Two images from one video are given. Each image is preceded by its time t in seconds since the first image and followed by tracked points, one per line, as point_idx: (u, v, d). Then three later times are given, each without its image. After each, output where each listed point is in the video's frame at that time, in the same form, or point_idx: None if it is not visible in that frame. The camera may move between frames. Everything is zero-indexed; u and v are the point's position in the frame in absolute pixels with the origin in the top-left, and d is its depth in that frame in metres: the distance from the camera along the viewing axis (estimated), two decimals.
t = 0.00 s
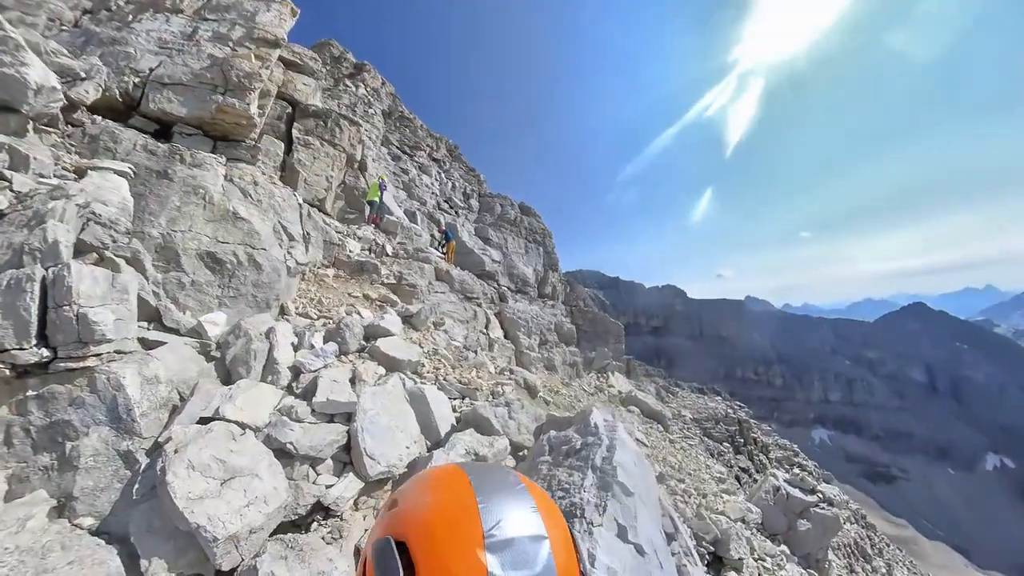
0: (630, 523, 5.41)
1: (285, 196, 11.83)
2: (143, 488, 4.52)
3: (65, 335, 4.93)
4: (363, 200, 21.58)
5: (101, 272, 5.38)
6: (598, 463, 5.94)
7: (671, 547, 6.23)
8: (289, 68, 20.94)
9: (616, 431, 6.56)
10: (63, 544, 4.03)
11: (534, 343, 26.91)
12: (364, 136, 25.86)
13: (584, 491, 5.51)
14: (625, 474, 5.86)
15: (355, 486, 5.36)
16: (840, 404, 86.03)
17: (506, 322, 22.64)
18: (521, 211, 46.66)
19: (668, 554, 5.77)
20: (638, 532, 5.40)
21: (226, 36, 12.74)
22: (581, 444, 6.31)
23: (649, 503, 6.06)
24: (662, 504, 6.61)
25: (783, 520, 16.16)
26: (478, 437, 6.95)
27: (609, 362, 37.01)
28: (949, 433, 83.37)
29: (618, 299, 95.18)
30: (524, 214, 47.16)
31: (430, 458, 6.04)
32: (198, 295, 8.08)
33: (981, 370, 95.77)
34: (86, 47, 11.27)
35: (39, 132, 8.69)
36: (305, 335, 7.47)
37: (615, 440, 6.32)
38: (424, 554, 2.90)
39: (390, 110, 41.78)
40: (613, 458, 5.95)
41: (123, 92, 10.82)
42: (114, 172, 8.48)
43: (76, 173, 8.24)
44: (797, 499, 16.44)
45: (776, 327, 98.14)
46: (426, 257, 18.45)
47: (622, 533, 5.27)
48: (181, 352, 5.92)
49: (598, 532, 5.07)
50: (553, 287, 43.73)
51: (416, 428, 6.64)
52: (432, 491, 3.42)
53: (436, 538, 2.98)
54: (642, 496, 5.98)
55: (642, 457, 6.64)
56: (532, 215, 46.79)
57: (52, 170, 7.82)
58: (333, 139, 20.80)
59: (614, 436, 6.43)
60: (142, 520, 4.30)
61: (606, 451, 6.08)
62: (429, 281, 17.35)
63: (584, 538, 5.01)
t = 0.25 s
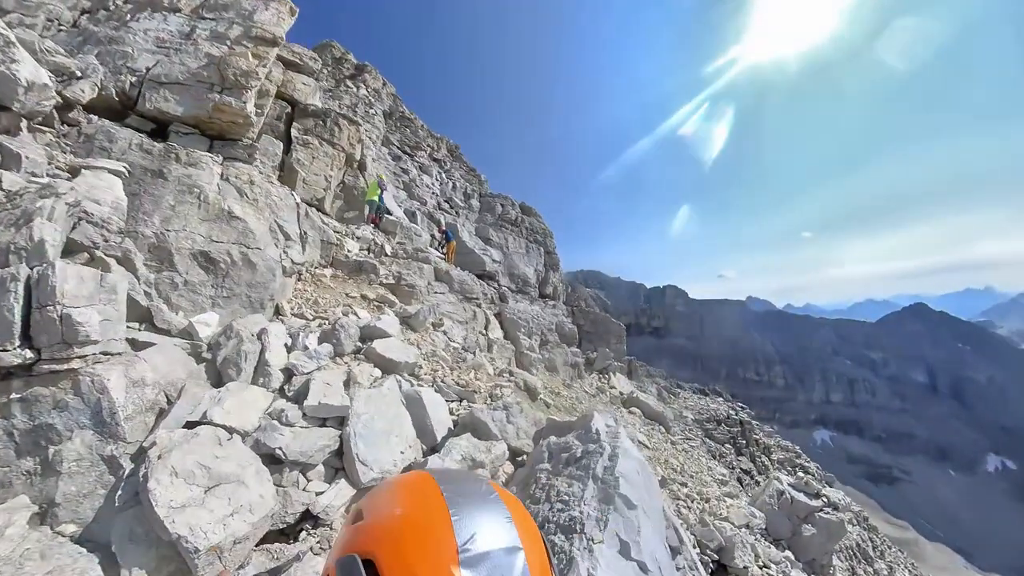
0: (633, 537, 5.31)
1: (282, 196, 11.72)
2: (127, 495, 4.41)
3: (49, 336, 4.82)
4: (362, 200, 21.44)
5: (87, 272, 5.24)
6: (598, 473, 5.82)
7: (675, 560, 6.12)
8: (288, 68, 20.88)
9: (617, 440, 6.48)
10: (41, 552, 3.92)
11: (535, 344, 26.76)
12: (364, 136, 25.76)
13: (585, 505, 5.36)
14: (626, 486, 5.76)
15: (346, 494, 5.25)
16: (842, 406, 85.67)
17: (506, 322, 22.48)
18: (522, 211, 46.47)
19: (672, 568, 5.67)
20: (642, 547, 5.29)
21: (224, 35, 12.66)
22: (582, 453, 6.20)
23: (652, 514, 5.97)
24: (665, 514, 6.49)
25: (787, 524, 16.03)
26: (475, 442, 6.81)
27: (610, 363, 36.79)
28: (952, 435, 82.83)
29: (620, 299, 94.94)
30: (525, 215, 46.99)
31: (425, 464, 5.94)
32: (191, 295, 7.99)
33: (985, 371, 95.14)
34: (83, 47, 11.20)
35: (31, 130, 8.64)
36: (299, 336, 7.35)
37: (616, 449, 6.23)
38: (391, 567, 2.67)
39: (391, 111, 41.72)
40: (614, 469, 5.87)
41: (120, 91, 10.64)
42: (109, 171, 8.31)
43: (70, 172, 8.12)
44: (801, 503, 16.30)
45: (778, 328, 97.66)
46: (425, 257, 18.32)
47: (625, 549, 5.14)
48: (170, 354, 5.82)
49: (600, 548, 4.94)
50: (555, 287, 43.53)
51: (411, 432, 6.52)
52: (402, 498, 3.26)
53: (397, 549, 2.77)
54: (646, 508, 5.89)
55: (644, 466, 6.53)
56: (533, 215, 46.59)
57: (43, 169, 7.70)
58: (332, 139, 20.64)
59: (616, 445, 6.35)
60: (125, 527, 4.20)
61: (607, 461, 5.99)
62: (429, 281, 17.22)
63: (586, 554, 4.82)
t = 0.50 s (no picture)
0: (659, 548, 5.07)
1: (284, 195, 11.45)
2: (118, 512, 4.15)
3: (36, 341, 4.55)
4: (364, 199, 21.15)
5: (79, 273, 4.98)
6: (620, 481, 5.51)
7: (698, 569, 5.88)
8: (290, 67, 20.69)
9: (636, 446, 6.19)
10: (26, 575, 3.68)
11: (538, 345, 26.48)
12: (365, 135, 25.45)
13: (610, 516, 5.01)
14: (650, 495, 5.50)
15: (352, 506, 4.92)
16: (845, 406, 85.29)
17: (509, 323, 22.21)
18: (524, 211, 46.23)
19: None
20: (669, 558, 5.06)
21: (225, 31, 12.35)
22: (600, 459, 5.88)
23: (675, 523, 5.71)
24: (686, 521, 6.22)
25: (794, 527, 15.56)
26: (485, 448, 6.51)
27: (613, 364, 36.50)
28: (956, 436, 82.46)
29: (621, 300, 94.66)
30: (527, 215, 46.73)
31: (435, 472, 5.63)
32: (189, 296, 7.73)
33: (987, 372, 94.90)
34: (82, 43, 10.96)
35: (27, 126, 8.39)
36: (301, 338, 7.06)
37: (637, 455, 5.95)
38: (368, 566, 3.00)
39: (392, 111, 41.48)
40: (636, 476, 5.58)
41: (119, 88, 10.39)
42: (106, 168, 8.04)
43: (66, 169, 7.85)
44: (809, 505, 15.73)
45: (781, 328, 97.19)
46: (428, 257, 18.03)
47: (652, 562, 4.90)
48: (166, 358, 5.54)
49: (628, 563, 4.67)
50: (557, 287, 43.25)
51: (419, 439, 6.22)
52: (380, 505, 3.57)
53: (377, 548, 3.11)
54: (669, 516, 5.64)
55: (663, 472, 6.28)
56: (535, 215, 46.33)
57: (38, 167, 7.45)
58: (334, 138, 20.29)
59: (636, 451, 6.07)
60: (116, 546, 3.94)
61: (629, 467, 5.69)
62: (432, 282, 16.93)
63: (615, 571, 4.51)
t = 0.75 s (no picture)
0: (691, 566, 4.72)
1: (286, 193, 11.15)
2: (101, 530, 3.82)
3: (15, 344, 4.28)
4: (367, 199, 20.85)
5: (62, 269, 4.69)
6: (645, 495, 5.17)
7: None
8: (294, 65, 20.46)
9: (657, 456, 5.86)
10: None
11: (541, 347, 26.15)
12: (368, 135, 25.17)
13: (638, 534, 4.66)
14: (679, 510, 5.16)
15: (357, 521, 4.58)
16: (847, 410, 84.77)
17: (512, 325, 21.88)
18: (526, 212, 45.98)
19: None
20: None
21: (227, 25, 12.06)
22: (620, 470, 5.53)
23: (701, 536, 5.38)
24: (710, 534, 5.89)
25: (803, 533, 14.98)
26: (495, 457, 6.13)
27: (615, 366, 36.15)
28: (959, 440, 81.91)
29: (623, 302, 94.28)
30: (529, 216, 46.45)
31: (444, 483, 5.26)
32: (185, 296, 7.43)
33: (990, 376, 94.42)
34: (81, 37, 10.71)
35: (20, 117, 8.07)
36: (302, 340, 6.72)
37: (660, 466, 5.62)
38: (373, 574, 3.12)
39: (394, 112, 41.27)
40: (662, 489, 5.24)
41: (117, 82, 10.04)
42: (101, 163, 7.79)
43: (59, 163, 7.52)
44: (818, 510, 15.18)
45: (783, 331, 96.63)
46: (431, 258, 17.72)
47: None
48: (158, 361, 5.23)
49: None
50: (559, 289, 42.94)
51: (426, 446, 5.88)
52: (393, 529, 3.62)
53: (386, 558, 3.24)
54: (695, 529, 5.32)
55: (686, 482, 5.94)
56: (537, 216, 46.07)
57: (29, 159, 7.17)
58: (337, 137, 20.03)
59: (657, 461, 5.75)
60: (102, 568, 3.65)
61: (652, 479, 5.35)
62: (435, 283, 16.60)
63: None
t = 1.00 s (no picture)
0: None
1: (285, 187, 10.79)
2: (67, 554, 3.44)
3: None
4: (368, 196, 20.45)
5: (32, 262, 4.39)
6: (674, 511, 4.79)
7: None
8: (294, 60, 20.11)
9: (683, 467, 5.45)
10: None
11: (544, 348, 25.75)
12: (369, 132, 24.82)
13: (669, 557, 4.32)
14: (714, 528, 4.73)
15: (355, 541, 4.23)
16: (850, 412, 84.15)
17: (515, 325, 21.48)
18: (528, 212, 45.65)
19: None
20: None
21: (226, 14, 11.71)
22: (643, 482, 5.12)
23: (736, 553, 4.99)
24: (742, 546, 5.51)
25: (813, 540, 14.53)
26: (504, 466, 5.71)
27: (617, 367, 35.75)
28: (962, 444, 81.38)
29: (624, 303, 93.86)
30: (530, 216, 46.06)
31: (450, 495, 4.88)
32: (176, 293, 7.07)
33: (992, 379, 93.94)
34: (75, 26, 10.37)
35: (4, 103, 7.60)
36: (298, 341, 6.39)
37: (687, 478, 5.21)
38: None
39: (395, 111, 40.92)
40: (692, 505, 4.85)
41: (110, 70, 9.75)
42: (90, 153, 7.42)
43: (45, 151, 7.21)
44: (829, 517, 14.81)
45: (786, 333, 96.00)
46: (433, 256, 17.34)
47: None
48: (141, 363, 4.91)
49: None
50: (560, 289, 42.53)
51: (431, 455, 5.49)
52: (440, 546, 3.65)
53: None
54: (730, 546, 4.93)
55: (714, 492, 5.55)
56: (538, 217, 45.73)
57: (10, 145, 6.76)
58: (338, 133, 19.70)
59: (683, 472, 5.33)
60: None
61: (681, 494, 4.95)
62: (437, 282, 16.22)
63: None
